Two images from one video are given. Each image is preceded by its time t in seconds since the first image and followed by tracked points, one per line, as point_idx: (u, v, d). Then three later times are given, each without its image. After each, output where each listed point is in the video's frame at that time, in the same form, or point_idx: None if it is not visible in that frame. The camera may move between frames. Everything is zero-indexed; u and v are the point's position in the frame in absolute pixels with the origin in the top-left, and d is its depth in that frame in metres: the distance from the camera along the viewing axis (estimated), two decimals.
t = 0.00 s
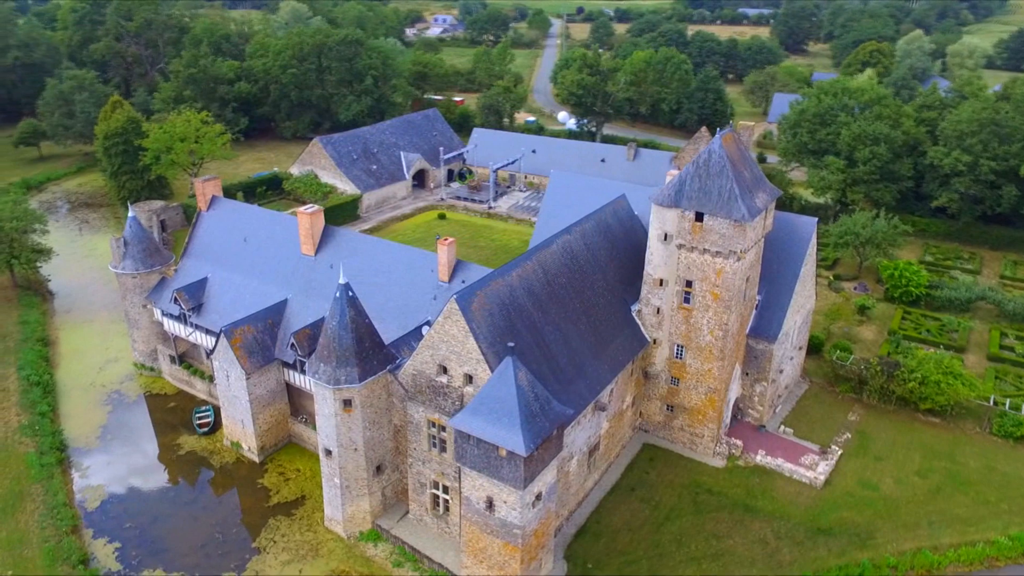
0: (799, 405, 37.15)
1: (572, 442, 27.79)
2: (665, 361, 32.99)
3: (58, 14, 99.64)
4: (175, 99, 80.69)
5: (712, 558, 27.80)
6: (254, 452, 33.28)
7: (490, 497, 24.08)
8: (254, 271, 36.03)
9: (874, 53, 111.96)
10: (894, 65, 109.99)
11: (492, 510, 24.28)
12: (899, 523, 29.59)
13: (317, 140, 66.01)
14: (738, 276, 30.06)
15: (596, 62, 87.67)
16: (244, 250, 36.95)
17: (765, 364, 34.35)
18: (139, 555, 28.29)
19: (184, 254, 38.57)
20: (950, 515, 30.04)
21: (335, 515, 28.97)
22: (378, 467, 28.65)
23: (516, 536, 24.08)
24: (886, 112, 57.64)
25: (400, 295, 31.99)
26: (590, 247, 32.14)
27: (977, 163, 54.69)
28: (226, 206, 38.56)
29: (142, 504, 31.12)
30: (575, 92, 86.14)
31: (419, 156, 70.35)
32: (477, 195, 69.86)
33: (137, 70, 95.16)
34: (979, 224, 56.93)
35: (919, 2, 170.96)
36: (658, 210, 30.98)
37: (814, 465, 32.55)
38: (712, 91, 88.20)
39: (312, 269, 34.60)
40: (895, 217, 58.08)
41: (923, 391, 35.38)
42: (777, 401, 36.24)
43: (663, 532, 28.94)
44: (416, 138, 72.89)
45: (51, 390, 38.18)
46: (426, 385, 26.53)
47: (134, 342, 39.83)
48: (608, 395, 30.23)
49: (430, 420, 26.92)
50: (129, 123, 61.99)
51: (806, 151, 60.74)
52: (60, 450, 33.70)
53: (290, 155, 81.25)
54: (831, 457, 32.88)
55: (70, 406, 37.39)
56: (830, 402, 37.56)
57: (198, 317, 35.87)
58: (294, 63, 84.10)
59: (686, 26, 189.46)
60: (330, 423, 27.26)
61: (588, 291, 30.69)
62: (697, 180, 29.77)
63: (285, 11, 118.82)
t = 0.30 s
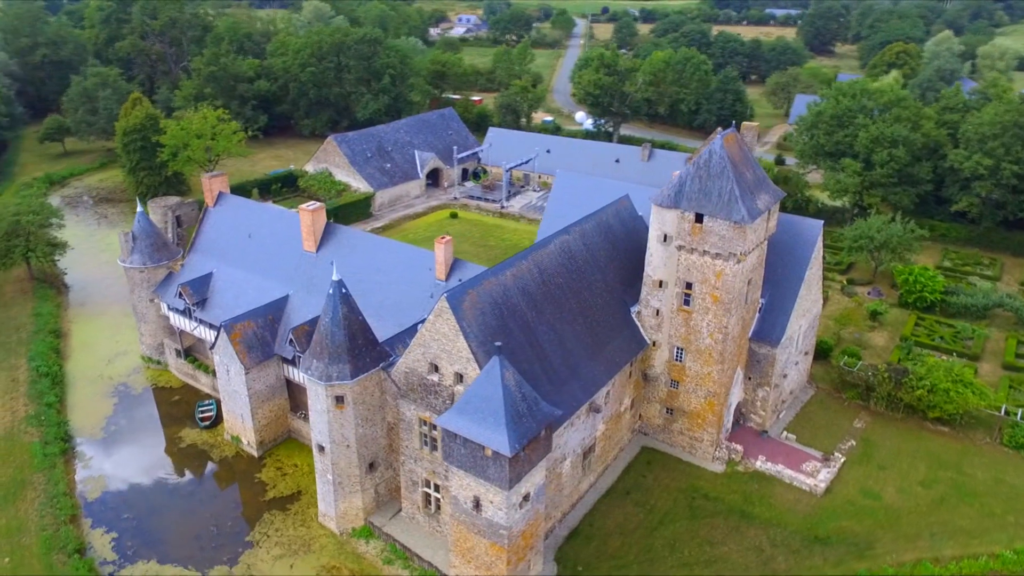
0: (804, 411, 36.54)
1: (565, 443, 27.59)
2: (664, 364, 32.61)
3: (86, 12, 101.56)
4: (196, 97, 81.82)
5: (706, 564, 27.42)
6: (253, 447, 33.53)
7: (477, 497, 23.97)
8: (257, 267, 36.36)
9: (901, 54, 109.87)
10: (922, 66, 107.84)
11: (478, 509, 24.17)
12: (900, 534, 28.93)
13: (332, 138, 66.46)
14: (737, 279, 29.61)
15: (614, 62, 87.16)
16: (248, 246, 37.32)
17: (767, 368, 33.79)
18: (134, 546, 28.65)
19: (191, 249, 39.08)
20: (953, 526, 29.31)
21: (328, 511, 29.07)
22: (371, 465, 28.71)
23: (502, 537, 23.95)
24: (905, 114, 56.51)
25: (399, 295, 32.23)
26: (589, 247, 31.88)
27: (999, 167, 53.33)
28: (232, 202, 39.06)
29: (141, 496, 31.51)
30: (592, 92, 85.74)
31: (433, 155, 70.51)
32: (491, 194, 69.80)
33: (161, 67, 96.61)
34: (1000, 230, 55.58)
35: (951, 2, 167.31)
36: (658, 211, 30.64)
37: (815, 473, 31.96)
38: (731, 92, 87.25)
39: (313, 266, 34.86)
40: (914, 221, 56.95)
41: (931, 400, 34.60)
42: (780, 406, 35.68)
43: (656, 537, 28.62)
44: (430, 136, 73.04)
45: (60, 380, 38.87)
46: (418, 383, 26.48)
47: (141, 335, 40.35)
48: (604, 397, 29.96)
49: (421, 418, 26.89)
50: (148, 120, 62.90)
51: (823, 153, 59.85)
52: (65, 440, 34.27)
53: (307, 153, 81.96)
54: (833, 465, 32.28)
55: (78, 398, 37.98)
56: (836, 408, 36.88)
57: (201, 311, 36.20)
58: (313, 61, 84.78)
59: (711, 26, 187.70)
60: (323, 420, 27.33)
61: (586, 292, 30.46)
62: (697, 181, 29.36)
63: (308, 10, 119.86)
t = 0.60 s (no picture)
0: (805, 415, 35.95)
1: (554, 443, 27.36)
2: (661, 364, 32.23)
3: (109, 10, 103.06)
4: (211, 94, 82.66)
5: (695, 568, 27.03)
6: (249, 441, 33.67)
7: (461, 495, 23.81)
8: (257, 262, 36.63)
9: (924, 54, 107.95)
10: (944, 67, 105.88)
11: (463, 507, 24.02)
12: (897, 542, 28.32)
13: (342, 135, 66.77)
14: (734, 279, 29.17)
15: (628, 61, 86.61)
16: (249, 241, 37.61)
17: (767, 371, 33.26)
18: (127, 536, 28.88)
19: (194, 243, 39.49)
20: (953, 535, 28.63)
21: (318, 506, 29.08)
22: (361, 460, 28.69)
23: (485, 535, 23.78)
24: (920, 115, 55.38)
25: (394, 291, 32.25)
26: (586, 245, 31.60)
27: (1016, 170, 52.05)
28: (234, 197, 39.43)
29: (136, 487, 31.78)
30: (605, 92, 85.28)
31: (443, 153, 70.55)
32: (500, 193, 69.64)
33: (179, 65, 97.40)
34: (1018, 233, 54.28)
35: (979, 2, 164.07)
36: (654, 209, 30.30)
37: (813, 478, 31.38)
38: (747, 92, 86.39)
39: (312, 261, 35.05)
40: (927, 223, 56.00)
41: (935, 405, 33.82)
42: (780, 410, 35.13)
43: (647, 539, 28.28)
44: (441, 135, 73.09)
45: (65, 371, 39.40)
46: (406, 379, 26.40)
47: (145, 328, 40.73)
48: (597, 396, 29.66)
49: (410, 414, 26.81)
50: (161, 116, 63.61)
51: (835, 154, 59.00)
52: (66, 431, 34.69)
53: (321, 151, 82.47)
54: (832, 470, 31.68)
55: (82, 389, 38.44)
56: (839, 413, 36.21)
57: (202, 305, 36.47)
58: (327, 59, 85.25)
59: (732, 26, 185.93)
60: (313, 414, 27.36)
61: (580, 290, 30.18)
62: (694, 179, 29.00)
63: (327, 9, 120.64)
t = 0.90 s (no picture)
0: (805, 417, 35.35)
1: (542, 440, 27.11)
2: (656, 363, 31.82)
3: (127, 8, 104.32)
4: (225, 91, 83.35)
5: (683, 569, 26.66)
6: (243, 433, 33.79)
7: (444, 490, 23.66)
8: (255, 256, 36.83)
9: (944, 54, 106.10)
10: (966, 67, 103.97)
11: (446, 503, 23.86)
12: (892, 547, 27.74)
13: (351, 132, 67.05)
14: (728, 278, 28.70)
15: (641, 60, 86.03)
16: (248, 234, 37.87)
17: (765, 371, 32.70)
18: (118, 526, 29.10)
19: (195, 237, 39.81)
20: (951, 542, 27.97)
21: (307, 499, 29.10)
22: (350, 455, 28.65)
23: (468, 531, 23.63)
24: (933, 114, 54.33)
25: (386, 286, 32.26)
26: (580, 241, 31.30)
27: None
28: (234, 191, 39.72)
29: (130, 478, 31.99)
30: (616, 90, 84.80)
31: (451, 150, 70.49)
32: (508, 191, 69.38)
33: (196, 62, 98.24)
34: None
35: (1004, 3, 160.99)
36: (649, 205, 29.96)
37: (809, 480, 30.82)
38: (760, 91, 85.63)
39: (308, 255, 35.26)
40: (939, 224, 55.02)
41: (938, 409, 33.08)
42: (779, 411, 34.58)
43: (636, 539, 27.95)
44: (451, 132, 73.08)
45: (67, 362, 39.88)
46: (393, 373, 26.30)
47: (147, 321, 41.05)
48: (588, 394, 29.37)
49: (397, 409, 26.69)
50: (171, 112, 64.20)
51: (846, 153, 58.19)
52: (63, 420, 35.05)
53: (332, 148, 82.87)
54: (829, 473, 31.09)
55: (83, 380, 38.87)
56: (840, 415, 35.56)
57: (200, 299, 36.66)
58: (339, 56, 85.61)
59: (752, 26, 184.21)
60: (301, 408, 27.36)
61: (573, 287, 29.89)
62: (689, 175, 28.65)
63: (342, 8, 121.21)
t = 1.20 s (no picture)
0: (805, 418, 34.73)
1: (531, 436, 26.87)
2: (651, 360, 31.43)
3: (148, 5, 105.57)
4: (239, 87, 84.05)
5: (672, 569, 26.27)
6: (239, 425, 33.94)
7: (427, 484, 23.49)
8: (254, 248, 37.05)
9: (968, 53, 103.96)
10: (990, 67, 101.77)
11: (429, 496, 23.69)
12: (889, 551, 27.12)
13: (361, 128, 67.21)
14: (724, 274, 28.25)
15: (655, 58, 85.48)
16: (248, 227, 38.14)
17: (763, 370, 32.15)
18: (110, 514, 29.33)
19: (198, 230, 40.12)
20: (950, 548, 27.29)
21: (297, 491, 29.11)
22: (340, 447, 28.62)
23: (450, 526, 23.43)
24: (948, 113, 53.28)
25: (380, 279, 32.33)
26: (576, 236, 30.99)
27: None
28: (236, 183, 40.04)
29: (125, 466, 32.24)
30: (630, 88, 84.25)
31: (461, 147, 70.36)
32: (517, 188, 69.11)
33: (213, 59, 98.92)
34: None
35: None
36: (644, 201, 29.58)
37: (806, 482, 30.23)
38: (776, 90, 84.71)
39: (305, 248, 35.49)
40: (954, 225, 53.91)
41: (942, 412, 32.35)
42: (778, 412, 34.01)
43: (625, 538, 27.61)
44: (462, 130, 72.95)
45: (71, 352, 40.31)
46: (382, 366, 26.22)
47: (150, 313, 41.32)
48: (580, 390, 29.05)
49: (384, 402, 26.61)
50: (184, 107, 65.07)
51: (859, 152, 57.21)
52: (63, 409, 35.40)
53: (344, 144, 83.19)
54: (827, 475, 30.51)
55: (85, 370, 39.24)
56: (842, 417, 34.90)
57: (200, 291, 36.91)
58: (353, 53, 85.96)
59: (774, 25, 182.10)
60: (290, 399, 27.37)
61: (566, 282, 29.61)
62: (684, 170, 28.24)
63: (360, 5, 121.70)
